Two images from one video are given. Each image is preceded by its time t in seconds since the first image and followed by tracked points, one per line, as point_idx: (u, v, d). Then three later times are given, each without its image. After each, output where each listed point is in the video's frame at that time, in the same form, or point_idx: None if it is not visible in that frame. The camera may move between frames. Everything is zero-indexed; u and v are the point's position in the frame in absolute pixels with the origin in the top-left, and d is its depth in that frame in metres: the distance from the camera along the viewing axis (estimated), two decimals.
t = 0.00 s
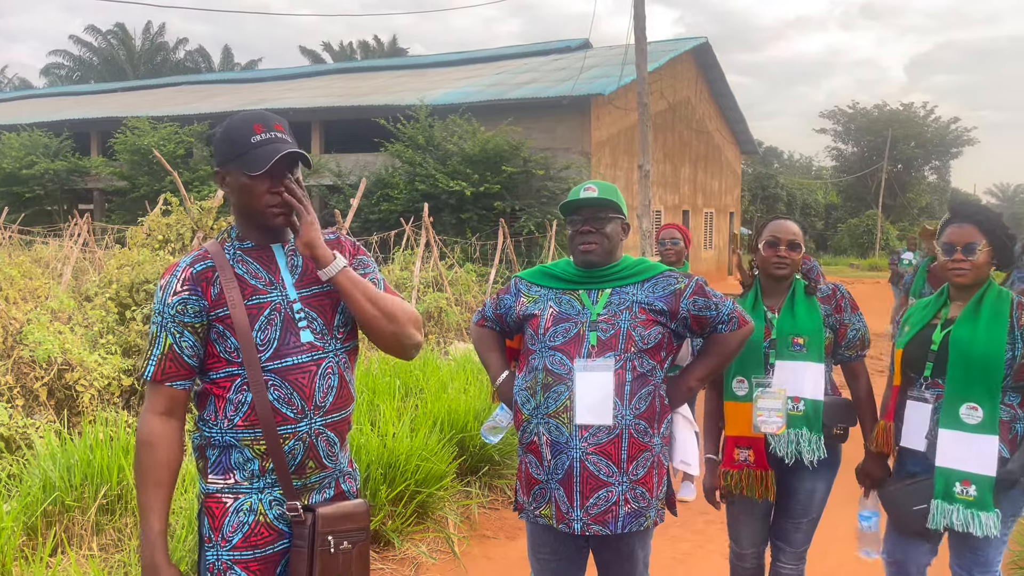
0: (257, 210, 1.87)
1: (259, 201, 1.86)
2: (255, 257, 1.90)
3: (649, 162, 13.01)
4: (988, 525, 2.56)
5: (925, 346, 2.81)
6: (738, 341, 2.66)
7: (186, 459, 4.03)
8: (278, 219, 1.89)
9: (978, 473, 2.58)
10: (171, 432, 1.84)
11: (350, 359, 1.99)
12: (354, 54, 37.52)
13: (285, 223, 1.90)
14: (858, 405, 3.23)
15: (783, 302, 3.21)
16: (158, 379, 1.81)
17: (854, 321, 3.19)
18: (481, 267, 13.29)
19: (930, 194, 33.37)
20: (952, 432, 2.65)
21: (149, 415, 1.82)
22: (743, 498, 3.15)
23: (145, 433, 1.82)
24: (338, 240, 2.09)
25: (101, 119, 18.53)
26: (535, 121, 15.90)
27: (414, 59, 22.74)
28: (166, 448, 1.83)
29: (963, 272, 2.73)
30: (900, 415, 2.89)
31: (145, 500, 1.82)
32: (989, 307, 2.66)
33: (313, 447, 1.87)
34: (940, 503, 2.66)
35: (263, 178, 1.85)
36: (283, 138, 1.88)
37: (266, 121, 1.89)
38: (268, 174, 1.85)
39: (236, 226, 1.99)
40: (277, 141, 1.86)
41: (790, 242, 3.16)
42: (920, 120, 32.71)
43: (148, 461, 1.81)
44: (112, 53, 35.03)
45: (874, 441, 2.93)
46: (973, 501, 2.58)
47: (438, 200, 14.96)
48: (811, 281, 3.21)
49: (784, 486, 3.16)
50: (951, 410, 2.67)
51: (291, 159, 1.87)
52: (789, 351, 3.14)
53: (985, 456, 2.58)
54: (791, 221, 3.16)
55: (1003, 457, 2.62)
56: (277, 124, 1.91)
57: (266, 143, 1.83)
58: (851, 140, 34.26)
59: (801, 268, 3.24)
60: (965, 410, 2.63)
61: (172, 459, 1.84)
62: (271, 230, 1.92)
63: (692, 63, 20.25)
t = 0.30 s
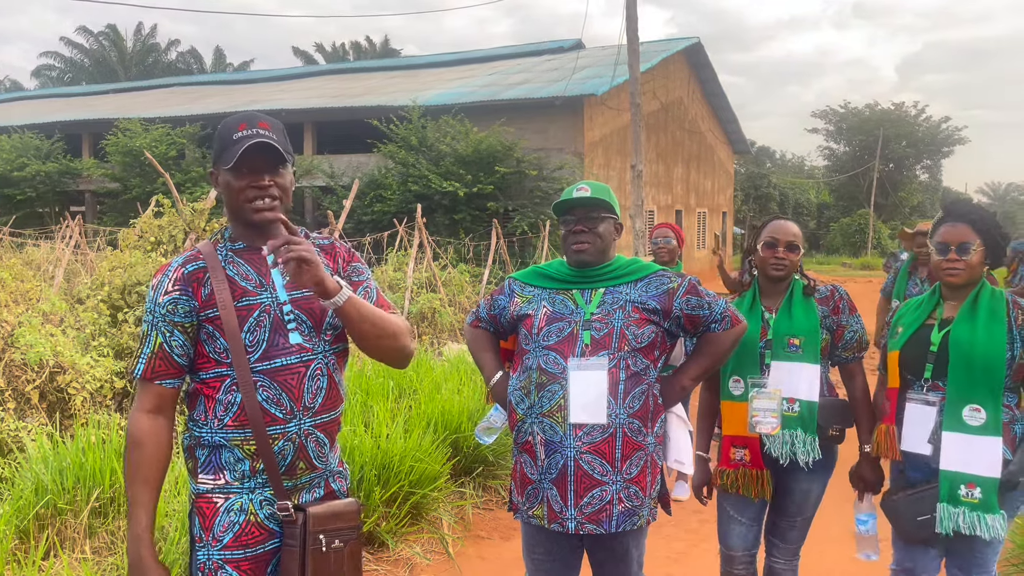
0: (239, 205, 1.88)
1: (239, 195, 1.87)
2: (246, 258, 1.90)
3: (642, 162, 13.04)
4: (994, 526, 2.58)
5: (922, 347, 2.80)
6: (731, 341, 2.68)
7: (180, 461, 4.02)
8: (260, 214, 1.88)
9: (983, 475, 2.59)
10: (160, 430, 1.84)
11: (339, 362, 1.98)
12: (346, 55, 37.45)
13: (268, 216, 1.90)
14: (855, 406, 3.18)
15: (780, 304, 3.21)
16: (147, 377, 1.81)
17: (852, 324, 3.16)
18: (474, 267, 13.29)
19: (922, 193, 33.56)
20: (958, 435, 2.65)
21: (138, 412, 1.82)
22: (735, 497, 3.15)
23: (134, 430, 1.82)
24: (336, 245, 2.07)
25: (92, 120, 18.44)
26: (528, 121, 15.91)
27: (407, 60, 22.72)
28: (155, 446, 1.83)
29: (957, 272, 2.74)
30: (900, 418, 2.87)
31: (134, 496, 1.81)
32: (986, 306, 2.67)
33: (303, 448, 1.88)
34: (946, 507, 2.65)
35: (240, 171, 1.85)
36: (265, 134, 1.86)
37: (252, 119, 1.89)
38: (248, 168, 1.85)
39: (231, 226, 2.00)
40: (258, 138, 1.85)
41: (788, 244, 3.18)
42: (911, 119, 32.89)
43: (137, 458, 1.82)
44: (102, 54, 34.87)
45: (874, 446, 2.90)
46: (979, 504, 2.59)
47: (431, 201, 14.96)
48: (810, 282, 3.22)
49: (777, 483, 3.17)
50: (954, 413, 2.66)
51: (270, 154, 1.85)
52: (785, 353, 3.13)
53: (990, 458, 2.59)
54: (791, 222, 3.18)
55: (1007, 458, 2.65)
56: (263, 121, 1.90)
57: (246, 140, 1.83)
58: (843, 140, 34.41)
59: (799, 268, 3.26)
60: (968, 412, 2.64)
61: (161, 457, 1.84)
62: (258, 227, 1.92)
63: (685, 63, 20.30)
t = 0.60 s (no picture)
0: (228, 207, 1.89)
1: (229, 198, 1.87)
2: (232, 260, 1.90)
3: (632, 163, 13.08)
4: (980, 525, 2.61)
5: (905, 347, 2.83)
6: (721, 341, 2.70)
7: (169, 464, 4.02)
8: (248, 216, 1.90)
9: (970, 474, 2.61)
10: (143, 428, 1.85)
11: (323, 365, 1.98)
12: (337, 56, 37.39)
13: (256, 217, 1.90)
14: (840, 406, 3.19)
15: (770, 304, 3.24)
16: (130, 375, 1.82)
17: (840, 325, 3.18)
18: (466, 269, 13.30)
19: (911, 193, 33.79)
20: (943, 435, 2.67)
21: (122, 410, 1.84)
22: (725, 497, 3.17)
23: (117, 428, 1.83)
24: (324, 247, 2.07)
25: (82, 123, 18.36)
26: (519, 123, 15.94)
27: (398, 62, 22.72)
28: (137, 444, 1.84)
29: (937, 273, 2.77)
30: (884, 418, 2.88)
31: (117, 493, 1.83)
32: (967, 306, 2.70)
33: (281, 449, 1.88)
34: (934, 508, 2.67)
35: (231, 174, 1.86)
36: (256, 138, 1.87)
37: (243, 123, 1.89)
38: (240, 171, 1.86)
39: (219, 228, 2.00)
40: (250, 142, 1.85)
41: (779, 246, 3.19)
42: (900, 120, 33.10)
43: (119, 455, 1.83)
44: (92, 57, 34.74)
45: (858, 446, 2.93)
46: (966, 503, 2.61)
47: (423, 203, 14.97)
48: (799, 283, 3.25)
49: (764, 483, 3.19)
50: (939, 414, 2.69)
51: (261, 157, 1.86)
52: (774, 354, 3.16)
53: (975, 458, 2.62)
54: (781, 224, 3.21)
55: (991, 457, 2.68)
56: (255, 125, 1.90)
57: (237, 144, 1.83)
58: (833, 140, 34.59)
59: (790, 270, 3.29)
60: (953, 412, 2.67)
61: (143, 455, 1.86)
62: (247, 229, 1.93)
63: (675, 64, 20.37)
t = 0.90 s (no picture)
0: (213, 214, 1.88)
1: (214, 205, 1.87)
2: (213, 265, 1.90)
3: (619, 166, 13.11)
4: (940, 526, 2.62)
5: (873, 348, 2.86)
6: (707, 343, 2.72)
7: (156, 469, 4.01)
8: (235, 225, 1.89)
9: (930, 475, 2.63)
10: (125, 433, 1.84)
11: (307, 369, 1.97)
12: (325, 58, 37.30)
13: (243, 226, 1.90)
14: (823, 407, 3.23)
15: (754, 306, 3.26)
16: (113, 381, 1.82)
17: (823, 327, 3.22)
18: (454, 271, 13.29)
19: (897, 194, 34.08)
20: (904, 435, 2.70)
21: (104, 417, 1.83)
22: (711, 498, 3.19)
23: (100, 433, 1.82)
24: (307, 254, 2.07)
25: (67, 126, 18.22)
26: (507, 126, 15.96)
27: (386, 64, 22.69)
28: (120, 449, 1.83)
29: (908, 274, 2.79)
30: (852, 419, 2.92)
31: (99, 499, 1.82)
32: (934, 306, 2.72)
33: (264, 452, 1.87)
34: (894, 507, 2.69)
35: (218, 181, 1.85)
36: (242, 145, 1.87)
37: (228, 129, 1.89)
38: (226, 178, 1.85)
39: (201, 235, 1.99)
40: (236, 149, 1.86)
41: (764, 248, 3.22)
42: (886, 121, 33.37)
43: (102, 460, 1.82)
44: (77, 59, 34.53)
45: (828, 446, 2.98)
46: (926, 503, 2.63)
47: (411, 205, 14.95)
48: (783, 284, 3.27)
49: (750, 484, 3.21)
50: (901, 414, 2.71)
51: (247, 165, 1.86)
52: (759, 355, 3.17)
53: (936, 458, 2.63)
54: (765, 226, 3.23)
55: (953, 460, 2.69)
56: (240, 132, 1.90)
57: (224, 151, 1.84)
58: (819, 142, 34.84)
59: (774, 271, 3.30)
60: (915, 412, 2.69)
61: (125, 460, 1.85)
62: (230, 236, 1.93)
63: (662, 67, 20.46)
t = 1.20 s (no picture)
0: (201, 221, 1.87)
1: (203, 212, 1.86)
2: (201, 270, 1.89)
3: (607, 168, 13.16)
4: (897, 525, 2.64)
5: (839, 349, 2.90)
6: (695, 346, 2.73)
7: (142, 475, 3.98)
8: (224, 231, 1.89)
9: (887, 473, 2.66)
10: (117, 441, 1.83)
11: (297, 372, 1.97)
12: (311, 62, 37.21)
13: (231, 232, 1.90)
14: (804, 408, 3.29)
15: (737, 308, 3.28)
16: (103, 389, 1.80)
17: (807, 328, 3.25)
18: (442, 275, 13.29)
19: (883, 196, 34.39)
20: (863, 434, 2.73)
21: (95, 424, 1.82)
22: (699, 499, 3.20)
23: (90, 442, 1.81)
24: (294, 257, 2.07)
25: (51, 130, 18.08)
26: (495, 129, 15.99)
27: (373, 67, 22.67)
28: (111, 456, 1.82)
29: (877, 277, 2.82)
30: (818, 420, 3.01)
31: (90, 506, 1.81)
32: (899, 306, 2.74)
33: (257, 455, 1.87)
34: (852, 504, 2.74)
35: (207, 189, 1.84)
36: (232, 152, 1.87)
37: (216, 135, 1.89)
38: (216, 186, 1.85)
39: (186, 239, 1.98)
40: (226, 157, 1.86)
41: (746, 250, 3.24)
42: (871, 124, 33.67)
43: (93, 468, 1.81)
44: (61, 63, 34.28)
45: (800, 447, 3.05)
46: (884, 501, 2.66)
47: (399, 209, 14.92)
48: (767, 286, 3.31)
49: (739, 485, 3.22)
50: (860, 413, 2.74)
51: (237, 172, 1.86)
52: (744, 357, 3.19)
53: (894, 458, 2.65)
54: (748, 228, 3.26)
55: (913, 461, 2.69)
56: (228, 139, 1.90)
57: (214, 158, 1.83)
58: (805, 144, 35.11)
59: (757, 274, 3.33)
60: (874, 412, 2.71)
61: (117, 467, 1.83)
62: (219, 242, 1.92)
63: (649, 70, 20.55)
